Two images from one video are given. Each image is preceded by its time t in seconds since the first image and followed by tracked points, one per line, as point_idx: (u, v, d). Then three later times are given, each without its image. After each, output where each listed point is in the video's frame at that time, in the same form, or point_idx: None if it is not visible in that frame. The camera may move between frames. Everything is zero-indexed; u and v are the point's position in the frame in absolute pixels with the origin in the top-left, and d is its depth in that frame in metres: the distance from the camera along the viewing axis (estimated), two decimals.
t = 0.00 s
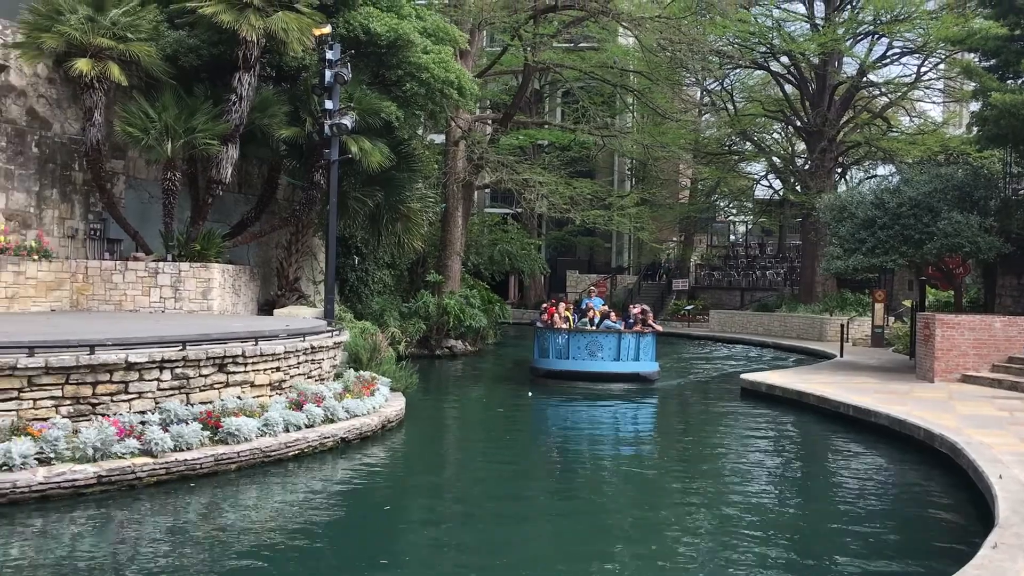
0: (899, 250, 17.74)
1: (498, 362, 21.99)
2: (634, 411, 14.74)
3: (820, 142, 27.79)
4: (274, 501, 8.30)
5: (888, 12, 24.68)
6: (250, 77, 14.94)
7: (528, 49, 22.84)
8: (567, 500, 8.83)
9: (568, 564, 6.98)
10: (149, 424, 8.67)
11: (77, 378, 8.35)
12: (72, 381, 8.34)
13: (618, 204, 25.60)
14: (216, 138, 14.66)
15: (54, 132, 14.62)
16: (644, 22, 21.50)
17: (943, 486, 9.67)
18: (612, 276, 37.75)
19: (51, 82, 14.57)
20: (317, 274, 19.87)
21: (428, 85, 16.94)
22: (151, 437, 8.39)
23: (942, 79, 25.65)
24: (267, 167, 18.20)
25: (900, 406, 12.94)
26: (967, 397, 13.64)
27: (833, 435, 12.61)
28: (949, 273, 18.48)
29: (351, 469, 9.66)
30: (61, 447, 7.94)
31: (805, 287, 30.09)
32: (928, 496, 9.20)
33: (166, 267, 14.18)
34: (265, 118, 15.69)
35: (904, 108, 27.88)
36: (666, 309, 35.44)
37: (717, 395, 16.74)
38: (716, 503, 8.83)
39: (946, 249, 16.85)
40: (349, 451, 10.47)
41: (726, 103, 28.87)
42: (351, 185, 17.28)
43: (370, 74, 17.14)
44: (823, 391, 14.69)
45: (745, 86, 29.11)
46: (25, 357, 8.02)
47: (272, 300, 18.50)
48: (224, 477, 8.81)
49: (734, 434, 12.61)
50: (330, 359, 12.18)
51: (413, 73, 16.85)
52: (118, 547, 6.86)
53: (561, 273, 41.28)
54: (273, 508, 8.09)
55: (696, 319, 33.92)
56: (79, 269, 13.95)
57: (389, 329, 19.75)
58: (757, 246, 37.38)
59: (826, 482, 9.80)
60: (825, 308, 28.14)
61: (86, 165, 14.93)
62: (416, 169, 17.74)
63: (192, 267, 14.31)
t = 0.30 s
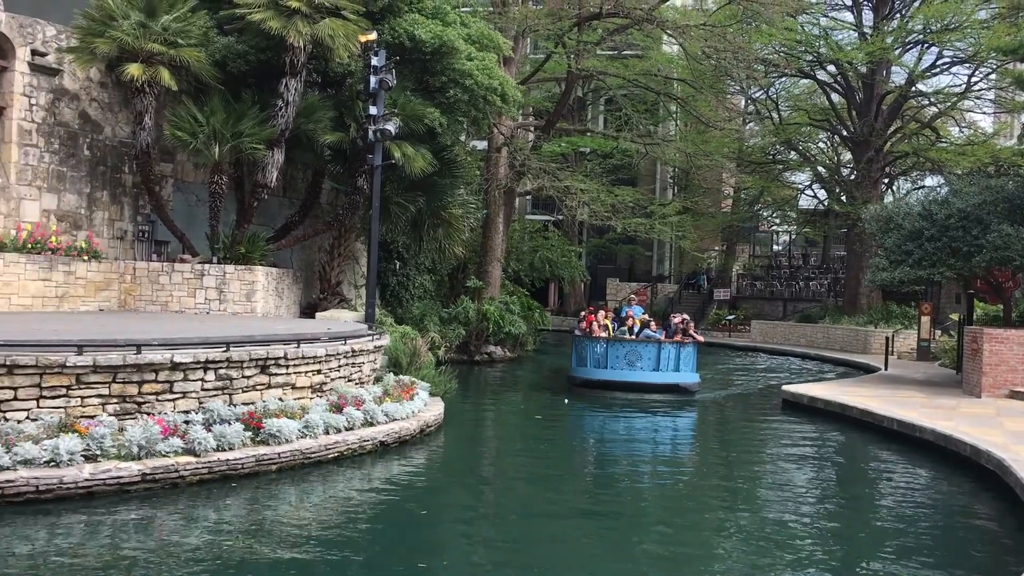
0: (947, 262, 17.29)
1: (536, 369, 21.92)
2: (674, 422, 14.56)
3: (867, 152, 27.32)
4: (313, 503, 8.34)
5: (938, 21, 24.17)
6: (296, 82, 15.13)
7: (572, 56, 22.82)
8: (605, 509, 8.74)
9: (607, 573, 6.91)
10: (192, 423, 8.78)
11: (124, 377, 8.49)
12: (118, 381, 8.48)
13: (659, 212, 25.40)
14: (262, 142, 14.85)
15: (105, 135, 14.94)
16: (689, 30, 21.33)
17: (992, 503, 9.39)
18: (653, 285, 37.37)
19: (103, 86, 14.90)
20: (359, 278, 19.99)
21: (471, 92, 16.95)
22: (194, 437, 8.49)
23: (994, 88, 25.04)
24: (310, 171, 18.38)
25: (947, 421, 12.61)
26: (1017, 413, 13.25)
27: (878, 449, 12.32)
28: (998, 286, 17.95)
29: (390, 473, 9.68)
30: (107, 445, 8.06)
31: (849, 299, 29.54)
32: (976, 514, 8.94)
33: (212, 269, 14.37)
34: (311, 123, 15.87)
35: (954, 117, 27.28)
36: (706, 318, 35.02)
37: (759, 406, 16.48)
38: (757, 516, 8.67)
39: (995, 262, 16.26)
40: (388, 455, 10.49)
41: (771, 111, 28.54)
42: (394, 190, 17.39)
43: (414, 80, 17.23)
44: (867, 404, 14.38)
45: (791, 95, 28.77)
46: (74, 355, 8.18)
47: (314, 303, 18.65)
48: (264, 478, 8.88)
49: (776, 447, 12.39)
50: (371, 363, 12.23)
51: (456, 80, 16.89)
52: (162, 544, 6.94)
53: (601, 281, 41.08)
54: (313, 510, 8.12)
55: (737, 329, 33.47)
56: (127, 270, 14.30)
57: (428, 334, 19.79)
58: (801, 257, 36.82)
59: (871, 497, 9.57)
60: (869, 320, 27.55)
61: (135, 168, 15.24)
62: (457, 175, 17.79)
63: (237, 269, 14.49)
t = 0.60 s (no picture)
0: (993, 272, 16.88)
1: (574, 375, 21.84)
2: (713, 431, 14.38)
3: (912, 159, 26.83)
4: (349, 505, 8.36)
5: (987, 26, 23.59)
6: (339, 87, 15.27)
7: (614, 61, 22.73)
8: (641, 516, 8.65)
9: None
10: (233, 423, 8.87)
11: (167, 376, 8.62)
12: (161, 380, 8.60)
13: (699, 218, 25.16)
14: (304, 146, 15.00)
15: (152, 137, 15.21)
16: (732, 35, 21.12)
17: None
18: (692, 291, 36.97)
19: (151, 90, 15.19)
20: (398, 281, 20.10)
21: (512, 97, 16.94)
22: (235, 436, 8.58)
23: None
24: (352, 175, 18.52)
25: (993, 433, 12.29)
26: None
27: (921, 461, 12.05)
28: None
29: (427, 477, 9.68)
30: (150, 443, 8.17)
31: (893, 308, 28.99)
32: None
33: (254, 271, 14.54)
34: (352, 127, 16.01)
35: (1003, 124, 26.63)
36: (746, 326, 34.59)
37: (799, 416, 16.22)
38: (795, 526, 8.53)
39: None
40: (425, 458, 10.50)
41: (815, 117, 28.17)
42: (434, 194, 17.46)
43: (455, 85, 17.27)
44: (910, 415, 14.07)
45: (835, 101, 28.38)
46: (118, 354, 8.30)
47: (354, 305, 18.80)
48: (302, 479, 8.94)
49: (816, 457, 12.17)
50: (409, 366, 12.26)
51: (497, 85, 16.90)
52: (202, 541, 7.02)
53: (641, 286, 40.86)
54: (350, 511, 8.14)
55: (778, 337, 33.03)
56: (172, 271, 14.48)
57: (466, 338, 19.83)
58: (844, 265, 36.23)
59: (914, 509, 9.36)
60: (914, 330, 26.97)
61: (181, 171, 15.49)
62: (497, 179, 17.80)
63: (278, 271, 14.64)
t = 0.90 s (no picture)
0: None
1: (613, 384, 21.72)
2: (753, 443, 14.18)
3: (959, 168, 26.28)
4: (387, 511, 8.39)
5: None
6: (380, 96, 15.40)
7: (654, 70, 22.58)
8: (680, 528, 8.55)
9: None
10: (274, 429, 8.96)
11: (210, 382, 8.73)
12: (205, 386, 8.72)
13: (740, 227, 24.90)
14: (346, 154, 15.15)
15: (198, 147, 15.49)
16: (774, 44, 20.93)
17: None
18: (733, 301, 36.52)
19: (197, 100, 15.47)
20: (437, 289, 20.18)
21: (552, 106, 16.97)
22: (276, 442, 8.67)
23: None
24: (392, 183, 18.67)
25: None
26: None
27: (968, 475, 11.76)
28: None
29: (465, 485, 9.67)
30: (193, 448, 8.28)
31: (939, 319, 28.36)
32: None
33: (296, 278, 14.69)
34: (393, 136, 16.13)
35: None
36: (788, 336, 34.11)
37: (842, 429, 15.94)
38: (837, 540, 8.37)
39: None
40: (464, 466, 10.50)
41: (859, 126, 27.74)
42: (474, 203, 17.52)
43: (496, 94, 17.32)
44: (957, 428, 13.74)
45: (880, 109, 27.92)
46: (163, 360, 8.44)
47: (393, 313, 18.91)
48: (341, 485, 8.99)
49: (860, 471, 11.93)
50: (448, 374, 12.28)
51: (537, 94, 16.91)
52: (242, 545, 7.09)
53: (681, 296, 40.53)
54: (388, 518, 8.17)
55: (820, 348, 32.51)
56: (215, 278, 14.61)
57: (505, 346, 19.83)
58: (888, 276, 35.60)
59: (961, 525, 9.12)
60: (960, 342, 26.37)
61: (225, 179, 15.74)
62: (537, 188, 17.81)
63: (319, 279, 14.77)
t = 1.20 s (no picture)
0: None
1: (653, 399, 21.52)
2: (797, 460, 13.92)
3: (1009, 181, 25.72)
4: (427, 522, 8.39)
5: None
6: (423, 109, 15.53)
7: (696, 82, 22.46)
8: (721, 544, 8.42)
9: None
10: (315, 439, 9.01)
11: (253, 392, 8.82)
12: (249, 396, 8.81)
13: (783, 241, 24.58)
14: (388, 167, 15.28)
15: (243, 160, 15.74)
16: (818, 56, 20.74)
17: None
18: (775, 315, 35.95)
19: (243, 114, 15.73)
20: (477, 301, 20.21)
21: (594, 118, 16.99)
22: (318, 452, 8.72)
23: None
24: (433, 195, 18.77)
25: None
26: None
27: (1020, 495, 11.41)
28: None
29: (505, 497, 9.63)
30: (236, 457, 8.36)
31: (989, 335, 27.69)
32: None
33: (338, 289, 14.80)
34: (435, 149, 16.19)
35: None
36: (832, 351, 33.53)
37: (889, 446, 15.59)
38: (883, 559, 8.17)
39: None
40: (503, 478, 10.46)
41: (905, 138, 27.32)
42: (514, 215, 17.54)
43: (537, 107, 17.34)
44: (1008, 446, 13.36)
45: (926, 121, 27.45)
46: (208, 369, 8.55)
47: (434, 325, 18.97)
48: (381, 496, 9.01)
49: (907, 489, 11.64)
50: (488, 386, 12.25)
51: (578, 107, 16.91)
52: (283, 554, 7.14)
53: (722, 309, 40.10)
54: (427, 529, 8.16)
55: (865, 364, 31.89)
56: (259, 289, 14.85)
57: (545, 359, 19.77)
58: (936, 289, 34.87)
59: (1013, 545, 8.85)
60: (1011, 358, 25.71)
61: (270, 191, 15.96)
62: (577, 201, 17.78)
63: (361, 290, 14.87)
